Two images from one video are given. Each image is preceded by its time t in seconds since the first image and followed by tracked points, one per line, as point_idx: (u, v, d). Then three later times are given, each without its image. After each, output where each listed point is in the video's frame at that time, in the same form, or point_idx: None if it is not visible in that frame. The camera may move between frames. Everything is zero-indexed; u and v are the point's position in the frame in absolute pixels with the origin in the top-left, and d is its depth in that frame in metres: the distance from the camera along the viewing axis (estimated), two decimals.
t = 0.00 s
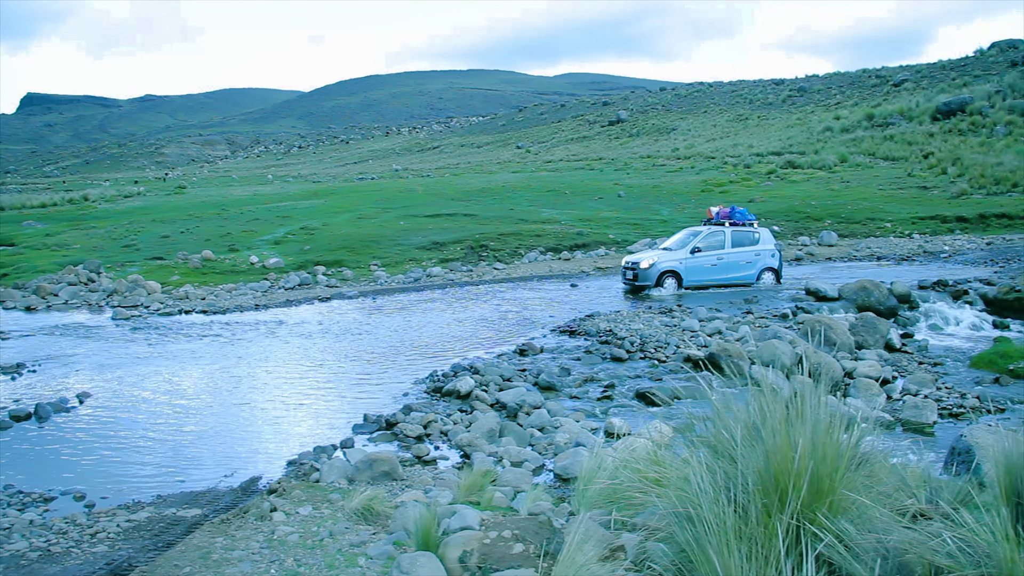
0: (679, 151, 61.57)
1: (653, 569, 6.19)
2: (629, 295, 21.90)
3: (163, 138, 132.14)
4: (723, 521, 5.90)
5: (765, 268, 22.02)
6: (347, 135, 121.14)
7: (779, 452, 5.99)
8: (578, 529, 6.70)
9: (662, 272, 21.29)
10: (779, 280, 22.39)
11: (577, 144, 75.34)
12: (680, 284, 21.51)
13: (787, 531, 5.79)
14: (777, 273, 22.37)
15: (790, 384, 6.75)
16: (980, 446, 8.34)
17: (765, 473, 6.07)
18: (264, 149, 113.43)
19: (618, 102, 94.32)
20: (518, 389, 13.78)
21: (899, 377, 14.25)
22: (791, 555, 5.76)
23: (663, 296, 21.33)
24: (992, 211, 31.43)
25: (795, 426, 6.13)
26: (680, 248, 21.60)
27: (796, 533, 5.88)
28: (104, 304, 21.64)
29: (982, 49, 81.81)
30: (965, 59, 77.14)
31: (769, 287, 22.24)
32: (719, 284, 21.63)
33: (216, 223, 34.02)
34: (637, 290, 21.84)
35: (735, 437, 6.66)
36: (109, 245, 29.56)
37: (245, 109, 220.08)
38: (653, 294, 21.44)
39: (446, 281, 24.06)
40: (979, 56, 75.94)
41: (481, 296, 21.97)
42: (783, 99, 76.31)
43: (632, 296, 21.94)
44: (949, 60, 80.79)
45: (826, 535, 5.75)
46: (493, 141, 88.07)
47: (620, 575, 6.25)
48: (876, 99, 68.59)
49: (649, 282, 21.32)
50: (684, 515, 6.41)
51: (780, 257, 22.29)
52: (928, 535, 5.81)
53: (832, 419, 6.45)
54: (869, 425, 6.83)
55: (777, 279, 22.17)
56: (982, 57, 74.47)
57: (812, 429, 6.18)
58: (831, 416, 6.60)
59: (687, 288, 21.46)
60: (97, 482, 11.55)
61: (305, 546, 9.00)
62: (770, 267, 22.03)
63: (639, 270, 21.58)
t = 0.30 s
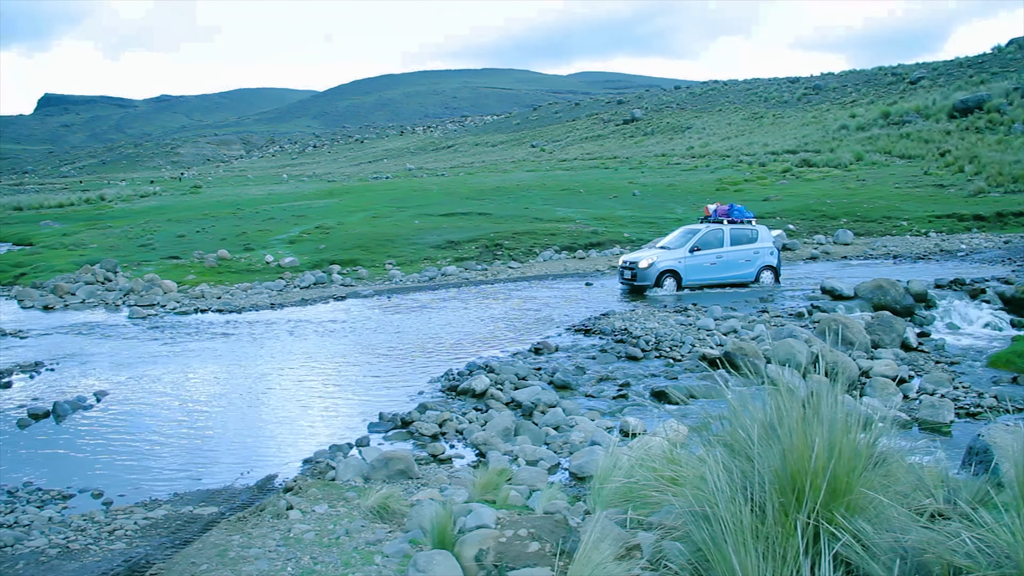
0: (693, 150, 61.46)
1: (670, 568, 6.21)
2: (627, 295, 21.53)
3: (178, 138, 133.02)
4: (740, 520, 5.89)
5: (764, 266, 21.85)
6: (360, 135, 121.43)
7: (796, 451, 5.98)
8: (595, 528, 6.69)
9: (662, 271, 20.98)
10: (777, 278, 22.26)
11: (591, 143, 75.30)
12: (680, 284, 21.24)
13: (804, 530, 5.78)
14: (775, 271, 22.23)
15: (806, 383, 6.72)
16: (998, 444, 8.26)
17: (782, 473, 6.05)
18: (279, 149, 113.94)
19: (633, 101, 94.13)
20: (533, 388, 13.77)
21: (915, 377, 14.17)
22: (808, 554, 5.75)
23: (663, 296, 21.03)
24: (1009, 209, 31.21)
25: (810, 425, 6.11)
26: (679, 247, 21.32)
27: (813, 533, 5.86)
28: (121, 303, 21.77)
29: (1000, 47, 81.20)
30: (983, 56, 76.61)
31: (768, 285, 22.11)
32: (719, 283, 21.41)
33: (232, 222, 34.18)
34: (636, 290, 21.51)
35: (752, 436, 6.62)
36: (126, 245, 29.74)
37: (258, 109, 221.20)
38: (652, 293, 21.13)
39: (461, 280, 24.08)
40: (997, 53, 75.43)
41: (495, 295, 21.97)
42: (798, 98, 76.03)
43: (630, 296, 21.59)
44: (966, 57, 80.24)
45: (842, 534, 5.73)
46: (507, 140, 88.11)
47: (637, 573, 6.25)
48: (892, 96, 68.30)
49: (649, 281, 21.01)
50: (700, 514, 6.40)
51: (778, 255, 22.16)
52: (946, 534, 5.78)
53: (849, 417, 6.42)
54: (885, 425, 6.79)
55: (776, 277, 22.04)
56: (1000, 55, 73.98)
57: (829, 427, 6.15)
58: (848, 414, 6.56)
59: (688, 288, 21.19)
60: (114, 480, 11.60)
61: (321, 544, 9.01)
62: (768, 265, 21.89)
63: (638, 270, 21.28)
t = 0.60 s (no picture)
0: (705, 147, 61.36)
1: (682, 565, 6.20)
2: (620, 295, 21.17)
3: (189, 137, 133.64)
4: (752, 517, 5.87)
5: (759, 266, 21.37)
6: (371, 133, 121.59)
7: (809, 448, 5.95)
8: (606, 525, 6.69)
9: (655, 270, 20.57)
10: (773, 278, 21.79)
11: (602, 140, 75.23)
12: (674, 283, 20.85)
13: (817, 528, 5.75)
14: (771, 270, 21.79)
15: (818, 380, 6.69)
16: (1011, 441, 8.19)
17: (794, 469, 6.03)
18: (290, 146, 114.26)
19: (643, 98, 93.95)
20: (544, 385, 13.78)
21: (927, 374, 14.11)
22: (821, 551, 5.73)
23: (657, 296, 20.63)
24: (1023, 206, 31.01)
25: (824, 422, 6.08)
26: (672, 246, 20.90)
27: (826, 530, 5.84)
28: (133, 300, 21.85)
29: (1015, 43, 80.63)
30: (996, 53, 76.13)
31: (763, 285, 21.67)
32: (713, 283, 20.99)
33: (242, 220, 34.28)
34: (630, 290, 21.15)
35: (764, 433, 6.59)
36: (138, 242, 29.86)
37: (267, 108, 221.94)
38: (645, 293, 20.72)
39: (472, 277, 24.07)
40: (1011, 50, 74.97)
41: (506, 293, 21.96)
42: (809, 95, 75.75)
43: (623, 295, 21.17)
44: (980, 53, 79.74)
45: (855, 532, 5.71)
46: (518, 138, 88.08)
47: (648, 570, 6.26)
48: (904, 93, 67.99)
49: (642, 281, 20.59)
50: (712, 511, 6.38)
51: (774, 255, 21.70)
52: (959, 532, 5.74)
53: (861, 414, 6.38)
54: (898, 422, 6.74)
55: (772, 277, 21.60)
56: (1014, 51, 73.53)
57: (842, 424, 6.14)
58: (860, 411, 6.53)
59: (681, 287, 20.80)
60: (127, 476, 11.65)
61: (333, 540, 9.03)
62: (764, 265, 21.43)
63: (631, 269, 20.90)
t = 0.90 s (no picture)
0: (714, 144, 61.26)
1: (691, 564, 6.17)
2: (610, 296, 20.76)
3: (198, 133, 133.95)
4: (762, 515, 5.83)
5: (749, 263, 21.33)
6: (379, 129, 121.72)
7: (819, 446, 5.94)
8: (615, 523, 6.66)
9: (646, 269, 20.30)
10: (762, 276, 21.74)
11: (612, 137, 75.18)
12: (666, 282, 20.54)
13: (827, 527, 5.71)
14: (760, 268, 21.76)
15: (828, 378, 6.66)
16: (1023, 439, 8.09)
17: (804, 468, 6.00)
18: (298, 143, 114.45)
19: (653, 93, 93.78)
20: (553, 382, 13.76)
21: (937, 372, 14.04)
22: (831, 550, 5.68)
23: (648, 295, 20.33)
24: None
25: (834, 420, 6.06)
26: (662, 245, 20.69)
27: (837, 529, 5.79)
28: (143, 296, 21.92)
29: None
30: (1008, 49, 75.72)
31: (752, 283, 21.58)
32: (704, 281, 20.76)
33: (252, 216, 34.33)
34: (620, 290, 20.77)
35: (775, 431, 6.56)
36: (148, 238, 29.93)
37: (275, 105, 222.29)
38: (637, 293, 20.43)
39: (481, 274, 24.07)
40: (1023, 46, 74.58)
41: (515, 290, 21.94)
42: (819, 91, 75.52)
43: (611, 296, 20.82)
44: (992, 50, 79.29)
45: (866, 531, 5.67)
46: (527, 134, 88.01)
47: (658, 568, 6.24)
48: (915, 90, 67.70)
49: (633, 280, 20.27)
50: (722, 509, 6.35)
51: (762, 253, 21.71)
52: (971, 530, 5.65)
53: (871, 413, 6.34)
54: (908, 421, 6.67)
55: (760, 275, 21.56)
56: None
57: (851, 423, 6.12)
58: (870, 410, 6.49)
59: (674, 286, 20.50)
60: (137, 472, 11.69)
61: (342, 537, 9.02)
62: (753, 262, 21.38)
63: (622, 269, 20.57)
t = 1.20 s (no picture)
0: (724, 143, 61.15)
1: (701, 563, 6.17)
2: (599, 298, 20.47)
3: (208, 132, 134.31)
4: (773, 515, 5.80)
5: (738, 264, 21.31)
6: (388, 128, 121.88)
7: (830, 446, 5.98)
8: (626, 523, 6.64)
9: (638, 271, 20.09)
10: (750, 277, 21.76)
11: (621, 136, 75.13)
12: (657, 284, 20.36)
13: (839, 526, 5.72)
14: (749, 269, 21.76)
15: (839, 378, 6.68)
16: None
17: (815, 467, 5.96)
18: (308, 142, 114.70)
19: (663, 93, 93.67)
20: (563, 381, 13.76)
21: (948, 372, 13.99)
22: (843, 549, 5.69)
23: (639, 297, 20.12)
24: None
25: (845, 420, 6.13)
26: (653, 245, 20.52)
27: (848, 528, 5.78)
28: (153, 295, 22.00)
29: None
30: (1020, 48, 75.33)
31: (741, 284, 21.59)
32: (694, 282, 20.64)
33: (262, 215, 34.41)
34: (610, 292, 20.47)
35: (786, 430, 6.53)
36: (158, 237, 30.01)
37: (284, 104, 222.85)
38: (628, 294, 20.22)
39: (490, 273, 24.06)
40: None
41: (523, 289, 21.92)
42: (829, 90, 75.29)
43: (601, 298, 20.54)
44: (1004, 49, 78.90)
45: (878, 531, 5.67)
46: (536, 134, 87.99)
47: (668, 567, 6.24)
48: (926, 88, 67.43)
49: (625, 282, 20.04)
50: (732, 509, 6.32)
51: (751, 254, 21.73)
52: (983, 532, 5.66)
53: (882, 413, 6.34)
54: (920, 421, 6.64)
55: (749, 276, 21.57)
56: None
57: (863, 422, 6.16)
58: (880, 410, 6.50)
59: (665, 287, 20.33)
60: (148, 470, 11.72)
61: (352, 535, 9.04)
62: (742, 263, 21.38)
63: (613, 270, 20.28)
